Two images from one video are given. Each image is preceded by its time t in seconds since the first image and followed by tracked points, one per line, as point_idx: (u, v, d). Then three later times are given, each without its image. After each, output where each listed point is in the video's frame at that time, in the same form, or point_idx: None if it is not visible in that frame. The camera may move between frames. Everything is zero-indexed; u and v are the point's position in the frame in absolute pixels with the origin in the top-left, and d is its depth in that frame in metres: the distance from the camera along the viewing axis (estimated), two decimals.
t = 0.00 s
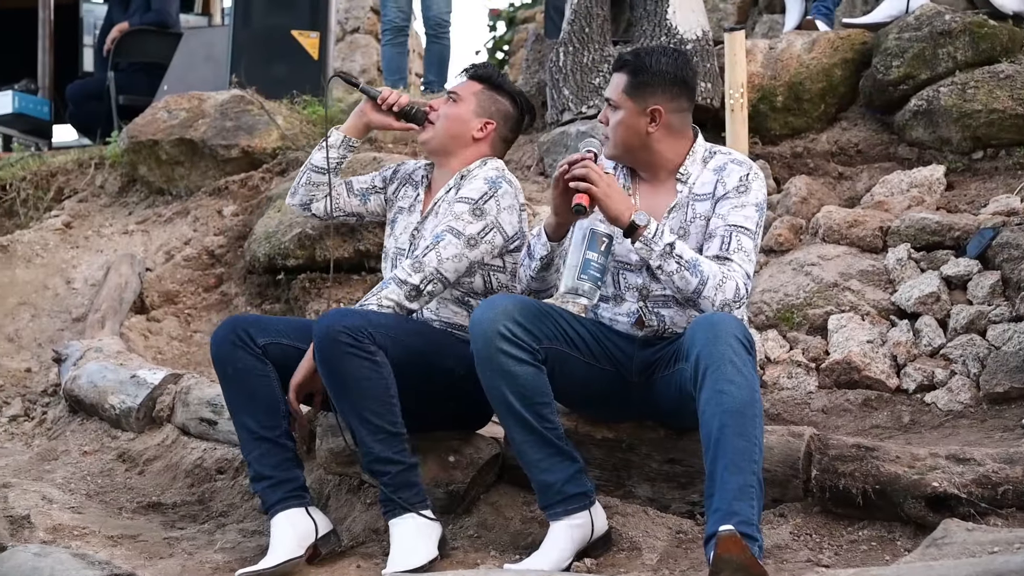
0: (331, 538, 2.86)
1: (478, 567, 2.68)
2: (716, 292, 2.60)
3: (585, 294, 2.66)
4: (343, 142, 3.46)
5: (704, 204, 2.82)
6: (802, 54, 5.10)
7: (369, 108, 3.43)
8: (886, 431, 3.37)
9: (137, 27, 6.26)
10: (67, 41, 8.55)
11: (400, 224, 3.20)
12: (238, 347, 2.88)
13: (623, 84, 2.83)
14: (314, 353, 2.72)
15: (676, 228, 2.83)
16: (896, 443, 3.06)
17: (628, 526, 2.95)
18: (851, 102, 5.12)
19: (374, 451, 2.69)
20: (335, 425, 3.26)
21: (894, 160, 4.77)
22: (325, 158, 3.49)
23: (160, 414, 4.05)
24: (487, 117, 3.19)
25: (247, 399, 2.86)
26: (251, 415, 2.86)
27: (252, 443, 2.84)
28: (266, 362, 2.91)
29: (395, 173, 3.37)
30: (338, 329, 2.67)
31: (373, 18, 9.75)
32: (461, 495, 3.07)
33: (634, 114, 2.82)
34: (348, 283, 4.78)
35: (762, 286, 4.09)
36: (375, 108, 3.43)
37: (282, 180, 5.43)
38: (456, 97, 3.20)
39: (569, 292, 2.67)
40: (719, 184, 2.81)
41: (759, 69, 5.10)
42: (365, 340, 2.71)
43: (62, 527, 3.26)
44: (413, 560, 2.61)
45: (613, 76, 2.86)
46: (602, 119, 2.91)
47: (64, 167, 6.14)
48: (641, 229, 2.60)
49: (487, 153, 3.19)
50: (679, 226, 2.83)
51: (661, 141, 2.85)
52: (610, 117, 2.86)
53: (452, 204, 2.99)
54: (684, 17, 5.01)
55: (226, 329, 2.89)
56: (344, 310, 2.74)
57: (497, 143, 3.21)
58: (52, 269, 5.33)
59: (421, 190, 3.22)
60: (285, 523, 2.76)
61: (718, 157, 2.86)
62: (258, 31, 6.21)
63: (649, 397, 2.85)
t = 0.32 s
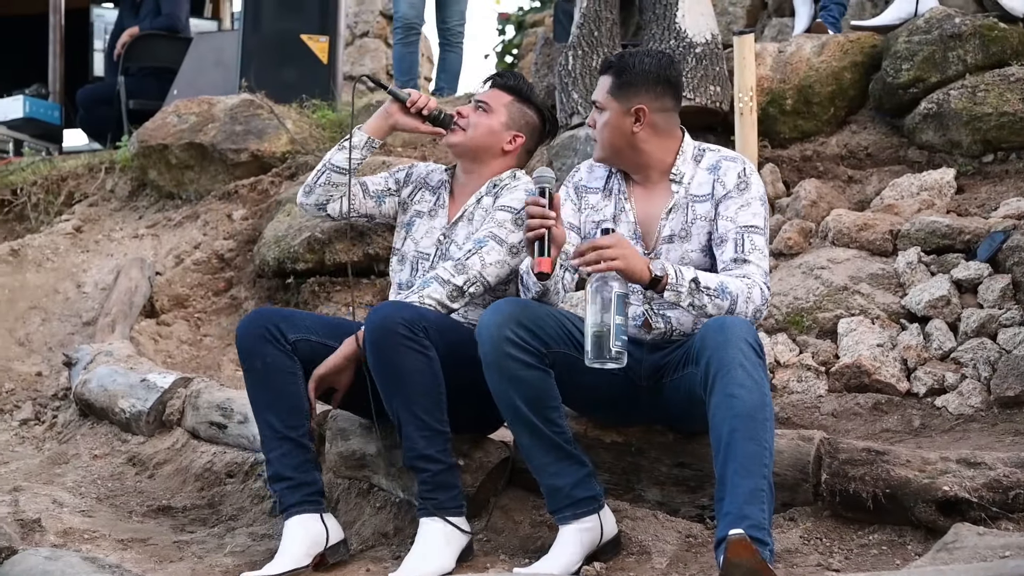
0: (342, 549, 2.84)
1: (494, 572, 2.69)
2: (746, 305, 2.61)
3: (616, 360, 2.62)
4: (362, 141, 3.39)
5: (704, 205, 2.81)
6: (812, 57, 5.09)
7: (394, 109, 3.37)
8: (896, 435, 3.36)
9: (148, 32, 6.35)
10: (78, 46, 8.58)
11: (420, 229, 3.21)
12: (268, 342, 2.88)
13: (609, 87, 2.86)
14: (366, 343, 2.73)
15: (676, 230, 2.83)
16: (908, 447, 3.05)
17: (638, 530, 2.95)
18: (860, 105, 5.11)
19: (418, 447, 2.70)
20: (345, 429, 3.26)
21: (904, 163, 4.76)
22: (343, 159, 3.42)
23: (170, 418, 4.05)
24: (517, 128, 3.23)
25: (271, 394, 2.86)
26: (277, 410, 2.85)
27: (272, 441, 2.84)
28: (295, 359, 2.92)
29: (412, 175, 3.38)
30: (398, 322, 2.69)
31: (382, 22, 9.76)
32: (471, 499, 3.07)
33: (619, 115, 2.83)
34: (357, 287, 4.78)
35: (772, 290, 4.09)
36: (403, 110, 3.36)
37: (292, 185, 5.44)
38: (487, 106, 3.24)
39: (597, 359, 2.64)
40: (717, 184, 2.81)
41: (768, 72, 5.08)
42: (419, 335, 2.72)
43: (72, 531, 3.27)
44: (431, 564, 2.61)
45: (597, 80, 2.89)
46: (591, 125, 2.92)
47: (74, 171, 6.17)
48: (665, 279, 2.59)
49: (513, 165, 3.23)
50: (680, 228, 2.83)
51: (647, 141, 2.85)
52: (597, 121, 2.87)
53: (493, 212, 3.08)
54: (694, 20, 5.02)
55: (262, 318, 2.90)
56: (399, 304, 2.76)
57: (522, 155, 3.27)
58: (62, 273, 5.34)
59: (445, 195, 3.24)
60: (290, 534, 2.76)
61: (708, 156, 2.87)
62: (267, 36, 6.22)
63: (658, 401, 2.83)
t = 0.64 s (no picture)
0: (277, 557, 2.71)
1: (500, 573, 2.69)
2: (755, 312, 2.61)
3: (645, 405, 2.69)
4: (367, 157, 3.37)
5: (701, 204, 2.81)
6: (818, 59, 5.08)
7: (395, 120, 3.36)
8: (902, 437, 3.36)
9: (153, 35, 6.33)
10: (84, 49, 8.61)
11: (431, 232, 3.22)
12: (286, 335, 2.88)
13: (600, 90, 2.87)
14: (375, 346, 2.73)
15: (674, 230, 2.82)
16: (915, 449, 3.04)
17: (643, 532, 2.95)
18: (866, 106, 5.10)
19: (423, 452, 2.70)
20: (350, 430, 3.26)
21: (910, 165, 4.76)
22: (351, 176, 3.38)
23: (175, 420, 4.05)
24: (519, 126, 3.21)
25: (267, 384, 2.83)
26: (267, 401, 2.81)
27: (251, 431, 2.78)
28: (306, 358, 2.91)
29: (422, 183, 3.35)
30: (407, 325, 2.69)
31: (388, 24, 9.77)
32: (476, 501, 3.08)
33: (612, 117, 2.84)
34: (362, 289, 4.79)
35: (778, 291, 4.09)
36: (404, 120, 3.35)
37: (297, 186, 5.45)
38: (486, 108, 3.22)
39: (625, 411, 2.76)
40: (713, 182, 2.81)
41: (774, 74, 5.07)
42: (426, 340, 2.72)
43: (78, 533, 3.27)
44: (437, 565, 2.61)
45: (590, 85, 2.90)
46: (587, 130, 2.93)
47: (80, 173, 6.18)
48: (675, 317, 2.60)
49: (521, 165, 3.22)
50: (677, 227, 2.82)
51: (641, 141, 2.84)
52: (591, 125, 2.88)
53: (504, 212, 3.08)
54: (699, 22, 4.99)
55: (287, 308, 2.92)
56: (410, 307, 2.76)
57: (528, 152, 3.23)
58: (69, 275, 5.36)
59: (458, 197, 3.25)
60: (233, 520, 2.67)
61: (703, 155, 2.87)
62: (274, 39, 6.23)
63: (661, 403, 2.81)
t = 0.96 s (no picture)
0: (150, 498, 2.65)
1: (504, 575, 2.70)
2: (750, 314, 2.62)
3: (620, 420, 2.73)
4: (367, 192, 3.30)
5: (706, 205, 2.81)
6: (822, 61, 5.08)
7: (386, 150, 3.26)
8: (907, 440, 3.35)
9: (158, 38, 6.35)
10: (89, 53, 8.63)
11: (436, 240, 3.21)
12: (273, 329, 2.92)
13: (615, 91, 2.85)
14: (371, 353, 2.74)
15: (680, 231, 2.82)
16: (920, 453, 3.03)
17: (648, 535, 2.95)
18: (871, 109, 5.10)
19: (422, 454, 2.70)
20: (354, 433, 3.27)
21: (915, 168, 4.76)
22: (356, 211, 3.31)
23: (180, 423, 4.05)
24: (504, 130, 3.18)
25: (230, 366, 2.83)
26: (224, 378, 2.81)
27: (199, 404, 2.77)
28: (284, 355, 2.92)
29: (428, 198, 3.34)
30: (402, 329, 2.70)
31: (392, 27, 9.78)
32: (480, 505, 3.08)
33: (629, 120, 2.83)
34: (366, 291, 4.79)
35: (782, 294, 4.10)
36: (394, 148, 3.26)
37: (302, 189, 5.46)
38: (469, 119, 3.19)
39: (599, 421, 2.74)
40: (717, 183, 2.81)
41: (778, 76, 5.07)
42: (424, 343, 2.72)
43: (83, 535, 3.28)
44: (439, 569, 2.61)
45: (604, 85, 2.88)
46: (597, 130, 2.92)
47: (85, 176, 6.19)
48: (671, 326, 2.58)
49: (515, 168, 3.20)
50: (683, 229, 2.82)
51: (657, 145, 2.85)
52: (604, 127, 2.87)
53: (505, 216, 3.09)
54: (703, 24, 4.99)
55: (281, 308, 2.96)
56: (406, 312, 2.77)
57: (520, 153, 3.21)
58: (74, 277, 5.37)
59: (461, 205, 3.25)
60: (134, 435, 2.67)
61: (710, 156, 2.88)
62: (278, 42, 6.23)
63: (665, 406, 2.81)
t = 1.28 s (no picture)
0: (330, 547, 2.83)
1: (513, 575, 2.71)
2: (756, 313, 2.62)
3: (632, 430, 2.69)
4: (371, 199, 3.18)
5: (712, 202, 2.81)
6: (830, 61, 5.07)
7: (392, 160, 3.13)
8: (915, 440, 3.35)
9: (166, 39, 6.35)
10: (96, 54, 8.65)
11: (436, 242, 3.18)
12: (282, 332, 2.88)
13: (626, 98, 2.80)
14: (400, 343, 2.73)
15: (687, 230, 2.82)
16: (928, 453, 3.02)
17: (656, 535, 2.95)
18: (879, 109, 5.09)
19: (440, 454, 2.70)
20: (363, 433, 3.28)
21: (923, 167, 4.75)
22: (355, 216, 3.18)
23: (188, 423, 4.06)
24: (522, 149, 3.11)
25: (275, 383, 2.85)
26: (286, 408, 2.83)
27: (274, 430, 2.82)
28: (307, 352, 2.92)
29: (419, 192, 3.25)
30: (435, 327, 2.68)
31: (399, 27, 9.79)
32: (488, 505, 3.08)
33: (642, 127, 2.80)
34: (375, 292, 4.80)
35: (790, 294, 4.10)
36: (401, 158, 3.14)
37: (309, 190, 5.47)
38: (489, 136, 3.08)
39: (611, 434, 2.71)
40: (723, 181, 2.81)
41: (786, 76, 5.06)
42: (456, 342, 2.71)
43: (92, 535, 3.28)
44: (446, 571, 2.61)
45: (612, 90, 2.83)
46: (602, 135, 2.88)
47: (94, 176, 6.20)
48: (676, 330, 2.59)
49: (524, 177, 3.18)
50: (690, 228, 2.82)
51: (668, 151, 2.83)
52: (614, 134, 2.82)
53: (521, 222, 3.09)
54: (710, 24, 4.99)
55: (280, 309, 2.91)
56: (439, 308, 2.75)
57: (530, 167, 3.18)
58: (82, 278, 5.38)
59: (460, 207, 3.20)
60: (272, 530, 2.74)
61: (716, 154, 2.87)
62: (285, 42, 6.24)
63: (673, 407, 2.81)
